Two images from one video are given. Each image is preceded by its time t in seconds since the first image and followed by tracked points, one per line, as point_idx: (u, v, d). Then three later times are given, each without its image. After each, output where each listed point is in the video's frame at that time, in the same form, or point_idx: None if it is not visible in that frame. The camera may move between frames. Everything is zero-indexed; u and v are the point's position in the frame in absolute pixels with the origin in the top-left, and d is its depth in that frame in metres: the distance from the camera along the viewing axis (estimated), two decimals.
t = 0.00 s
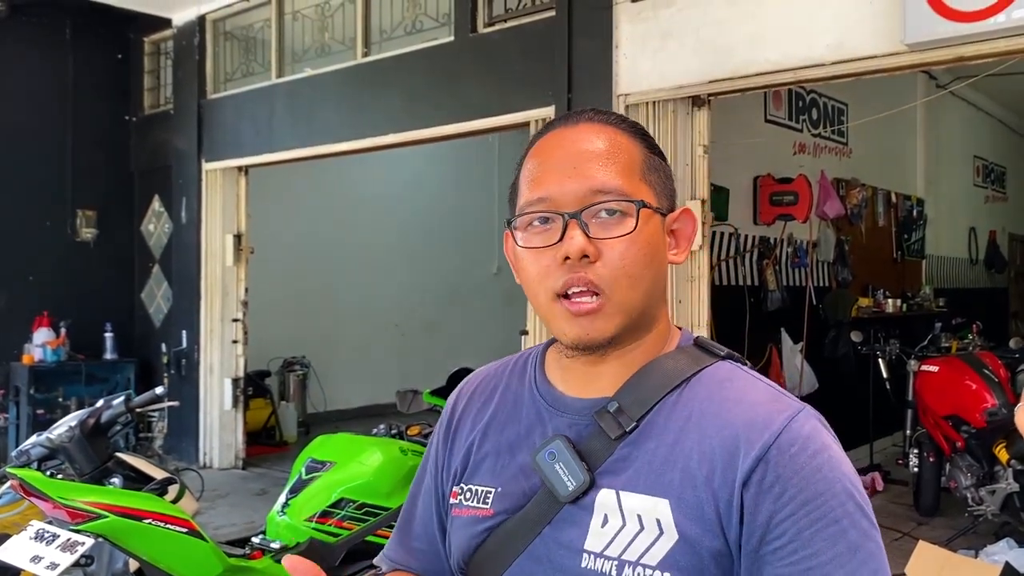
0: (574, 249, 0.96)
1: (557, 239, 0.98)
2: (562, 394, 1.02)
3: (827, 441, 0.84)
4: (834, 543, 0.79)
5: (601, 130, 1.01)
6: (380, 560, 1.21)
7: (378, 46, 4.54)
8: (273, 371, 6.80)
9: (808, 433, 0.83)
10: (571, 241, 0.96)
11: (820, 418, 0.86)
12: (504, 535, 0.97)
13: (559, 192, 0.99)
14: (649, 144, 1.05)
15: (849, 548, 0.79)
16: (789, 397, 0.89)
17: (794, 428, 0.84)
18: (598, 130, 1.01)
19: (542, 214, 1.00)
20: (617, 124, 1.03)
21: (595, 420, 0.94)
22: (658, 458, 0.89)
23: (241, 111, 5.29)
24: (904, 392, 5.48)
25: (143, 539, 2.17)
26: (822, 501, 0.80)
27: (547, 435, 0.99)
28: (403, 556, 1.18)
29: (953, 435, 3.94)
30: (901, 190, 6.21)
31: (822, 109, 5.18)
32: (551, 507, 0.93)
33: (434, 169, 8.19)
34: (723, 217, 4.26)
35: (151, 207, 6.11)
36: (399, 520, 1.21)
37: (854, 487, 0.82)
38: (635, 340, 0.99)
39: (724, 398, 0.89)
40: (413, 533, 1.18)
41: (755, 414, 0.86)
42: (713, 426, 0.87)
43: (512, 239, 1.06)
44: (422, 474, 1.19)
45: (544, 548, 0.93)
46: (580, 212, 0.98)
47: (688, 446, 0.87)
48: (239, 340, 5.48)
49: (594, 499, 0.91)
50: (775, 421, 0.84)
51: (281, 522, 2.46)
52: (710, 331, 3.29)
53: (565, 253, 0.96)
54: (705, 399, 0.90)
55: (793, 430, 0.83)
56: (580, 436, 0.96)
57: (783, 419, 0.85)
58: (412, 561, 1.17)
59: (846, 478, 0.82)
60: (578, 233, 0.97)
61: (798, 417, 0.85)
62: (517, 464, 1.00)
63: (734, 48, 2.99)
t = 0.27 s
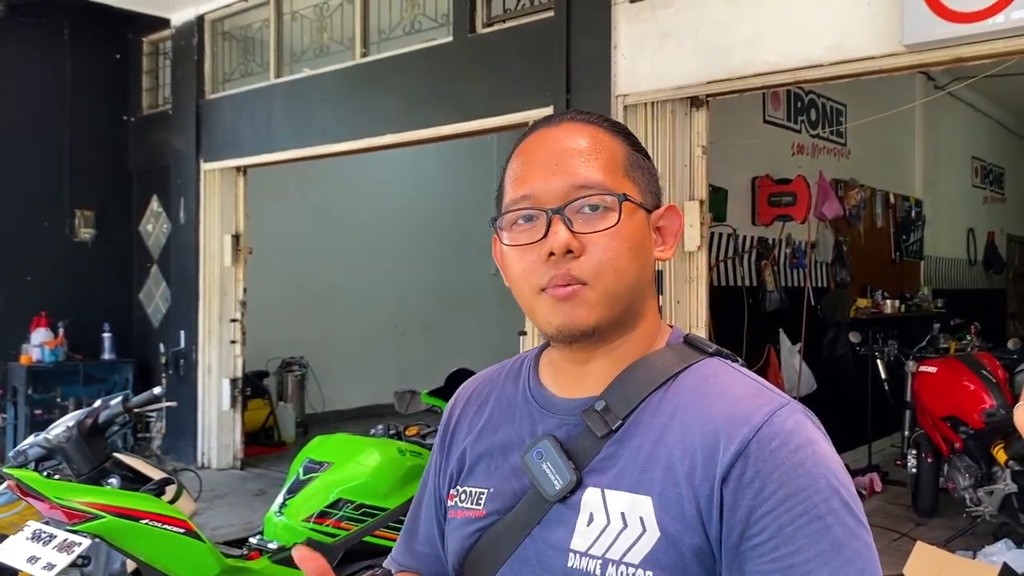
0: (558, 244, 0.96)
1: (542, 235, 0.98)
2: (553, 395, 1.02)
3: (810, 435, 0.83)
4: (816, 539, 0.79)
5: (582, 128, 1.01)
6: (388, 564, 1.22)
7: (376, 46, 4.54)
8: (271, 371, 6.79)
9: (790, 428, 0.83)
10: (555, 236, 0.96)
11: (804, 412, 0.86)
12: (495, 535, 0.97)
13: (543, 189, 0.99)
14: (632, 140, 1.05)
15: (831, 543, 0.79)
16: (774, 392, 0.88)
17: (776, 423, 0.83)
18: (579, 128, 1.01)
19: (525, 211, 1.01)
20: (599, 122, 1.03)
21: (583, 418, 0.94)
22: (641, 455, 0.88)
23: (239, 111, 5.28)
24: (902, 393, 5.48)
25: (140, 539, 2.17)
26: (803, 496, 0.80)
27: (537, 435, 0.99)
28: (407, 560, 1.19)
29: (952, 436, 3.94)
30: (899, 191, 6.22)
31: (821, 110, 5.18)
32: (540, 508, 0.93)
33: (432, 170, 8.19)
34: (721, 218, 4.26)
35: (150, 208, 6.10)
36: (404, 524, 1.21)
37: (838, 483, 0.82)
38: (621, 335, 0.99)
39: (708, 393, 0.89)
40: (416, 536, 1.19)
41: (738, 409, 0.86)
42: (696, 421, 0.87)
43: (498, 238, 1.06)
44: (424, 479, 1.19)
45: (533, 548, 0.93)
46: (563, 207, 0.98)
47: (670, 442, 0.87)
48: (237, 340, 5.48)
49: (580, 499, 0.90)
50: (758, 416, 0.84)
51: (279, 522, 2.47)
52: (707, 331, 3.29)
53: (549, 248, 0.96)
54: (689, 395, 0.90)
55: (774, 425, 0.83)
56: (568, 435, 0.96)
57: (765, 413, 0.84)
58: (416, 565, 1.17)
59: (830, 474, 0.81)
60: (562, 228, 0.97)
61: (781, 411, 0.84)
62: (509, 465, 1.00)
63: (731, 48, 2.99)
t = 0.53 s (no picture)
0: (556, 242, 0.96)
1: (540, 234, 0.99)
2: (552, 394, 1.02)
3: (804, 437, 0.82)
4: (807, 545, 0.78)
5: (579, 125, 1.02)
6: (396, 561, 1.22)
7: (375, 46, 4.54)
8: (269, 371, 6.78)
9: (784, 430, 0.82)
10: (553, 234, 0.97)
11: (799, 414, 0.85)
12: (490, 535, 0.97)
13: (541, 187, 1.00)
14: (629, 138, 1.05)
15: (823, 549, 0.77)
16: (770, 392, 0.87)
17: (768, 424, 0.82)
18: (576, 125, 1.02)
19: (524, 210, 1.01)
20: (597, 120, 1.04)
21: (579, 418, 0.94)
22: (634, 456, 0.88)
23: (238, 111, 5.28)
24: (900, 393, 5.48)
25: (138, 539, 2.16)
26: (794, 500, 0.79)
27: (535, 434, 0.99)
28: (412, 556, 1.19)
29: (949, 436, 3.95)
30: (897, 192, 6.23)
31: (819, 111, 5.19)
32: (536, 507, 0.93)
33: (430, 170, 8.19)
34: (719, 219, 4.27)
35: (148, 207, 6.09)
36: (407, 521, 1.21)
37: (833, 487, 0.80)
38: (622, 333, 0.98)
39: (701, 394, 0.88)
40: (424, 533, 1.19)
41: (730, 410, 0.85)
42: (688, 422, 0.87)
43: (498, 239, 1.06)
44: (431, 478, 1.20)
45: (527, 548, 0.93)
46: (562, 205, 0.98)
47: (663, 443, 0.87)
48: (235, 340, 5.47)
49: (574, 499, 0.90)
50: (750, 417, 0.83)
51: (277, 522, 2.45)
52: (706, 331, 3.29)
53: (548, 247, 0.96)
54: (683, 395, 0.90)
55: (766, 427, 0.82)
56: (565, 435, 0.96)
57: (757, 414, 0.83)
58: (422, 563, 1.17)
59: (825, 477, 0.80)
60: (560, 226, 0.97)
61: (774, 413, 0.83)
62: (507, 464, 1.00)
63: (730, 48, 2.99)
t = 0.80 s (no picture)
0: (585, 233, 0.95)
1: (569, 223, 0.98)
2: (554, 396, 1.02)
3: (812, 446, 0.82)
4: (814, 555, 0.78)
5: (620, 116, 1.01)
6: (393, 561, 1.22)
7: (373, 46, 4.53)
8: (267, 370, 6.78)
9: (791, 438, 0.82)
10: (583, 225, 0.96)
11: (807, 423, 0.85)
12: (489, 538, 0.97)
13: (576, 175, 0.99)
14: (669, 139, 1.04)
15: (830, 560, 0.78)
16: (777, 400, 0.87)
17: (775, 433, 0.82)
18: (619, 118, 1.00)
19: (554, 195, 1.00)
20: (638, 116, 1.02)
21: (581, 421, 0.94)
22: (637, 462, 0.88)
23: (236, 110, 5.27)
24: (898, 393, 5.49)
25: (137, 539, 2.16)
26: (802, 510, 0.79)
27: (536, 436, 0.99)
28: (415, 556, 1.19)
29: (947, 436, 3.95)
30: (895, 192, 6.23)
31: (818, 111, 5.19)
32: (535, 511, 0.93)
33: (429, 170, 8.18)
34: (718, 219, 4.27)
35: (146, 206, 6.09)
36: (410, 523, 1.21)
37: (841, 497, 0.80)
38: (637, 333, 0.98)
39: (707, 400, 0.88)
40: (422, 533, 1.19)
41: (737, 418, 0.85)
42: (694, 429, 0.86)
43: (520, 219, 1.05)
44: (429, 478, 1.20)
45: (526, 553, 0.93)
46: (595, 197, 0.97)
47: (667, 450, 0.87)
48: (233, 339, 5.45)
49: (574, 504, 0.90)
50: (757, 425, 0.83)
51: (276, 522, 2.47)
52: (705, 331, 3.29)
53: (575, 237, 0.96)
54: (688, 401, 0.90)
55: (774, 435, 0.82)
56: (566, 438, 0.96)
57: (764, 423, 0.83)
58: (419, 563, 1.17)
59: (832, 487, 0.80)
60: (591, 217, 0.96)
61: (781, 421, 0.83)
62: (506, 467, 1.00)
63: (729, 48, 2.99)
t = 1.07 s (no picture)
0: (615, 228, 0.94)
1: (599, 215, 0.97)
2: (554, 399, 1.01)
3: (823, 460, 0.83)
4: (825, 570, 0.79)
5: (669, 120, 1.01)
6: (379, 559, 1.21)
7: (371, 44, 4.53)
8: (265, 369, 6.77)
9: (802, 452, 0.82)
10: (614, 219, 0.95)
11: (817, 434, 0.85)
12: (487, 543, 0.97)
13: (615, 167, 0.98)
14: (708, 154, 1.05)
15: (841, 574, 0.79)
16: (787, 411, 0.87)
17: (787, 446, 0.82)
18: (665, 121, 1.00)
19: (589, 184, 0.99)
20: (682, 124, 1.02)
21: (583, 427, 0.94)
22: (644, 471, 0.88)
23: (233, 108, 5.26)
24: (895, 392, 5.49)
25: (134, 538, 2.16)
26: (813, 524, 0.80)
27: (535, 440, 0.99)
28: (405, 556, 1.18)
29: (944, 435, 3.95)
30: (893, 191, 6.24)
31: (816, 110, 5.19)
32: (535, 517, 0.93)
33: (427, 169, 8.17)
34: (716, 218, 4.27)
35: (144, 205, 6.08)
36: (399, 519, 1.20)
37: (850, 510, 0.81)
38: (646, 339, 0.98)
39: (717, 410, 0.88)
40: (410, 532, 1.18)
41: (748, 430, 0.85)
42: (704, 440, 0.86)
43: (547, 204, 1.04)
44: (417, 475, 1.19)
45: (526, 560, 0.93)
46: (630, 194, 0.97)
47: (676, 461, 0.87)
48: (231, 338, 5.45)
49: (577, 512, 0.90)
50: (769, 438, 0.83)
51: (273, 521, 2.47)
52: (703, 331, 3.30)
53: (604, 230, 0.95)
54: (697, 411, 0.89)
55: (786, 449, 0.82)
56: (567, 443, 0.95)
57: (776, 435, 0.83)
58: (409, 563, 1.17)
59: (843, 500, 0.81)
60: (623, 213, 0.96)
61: (793, 434, 0.83)
62: (505, 470, 0.99)
63: (728, 48, 2.99)
